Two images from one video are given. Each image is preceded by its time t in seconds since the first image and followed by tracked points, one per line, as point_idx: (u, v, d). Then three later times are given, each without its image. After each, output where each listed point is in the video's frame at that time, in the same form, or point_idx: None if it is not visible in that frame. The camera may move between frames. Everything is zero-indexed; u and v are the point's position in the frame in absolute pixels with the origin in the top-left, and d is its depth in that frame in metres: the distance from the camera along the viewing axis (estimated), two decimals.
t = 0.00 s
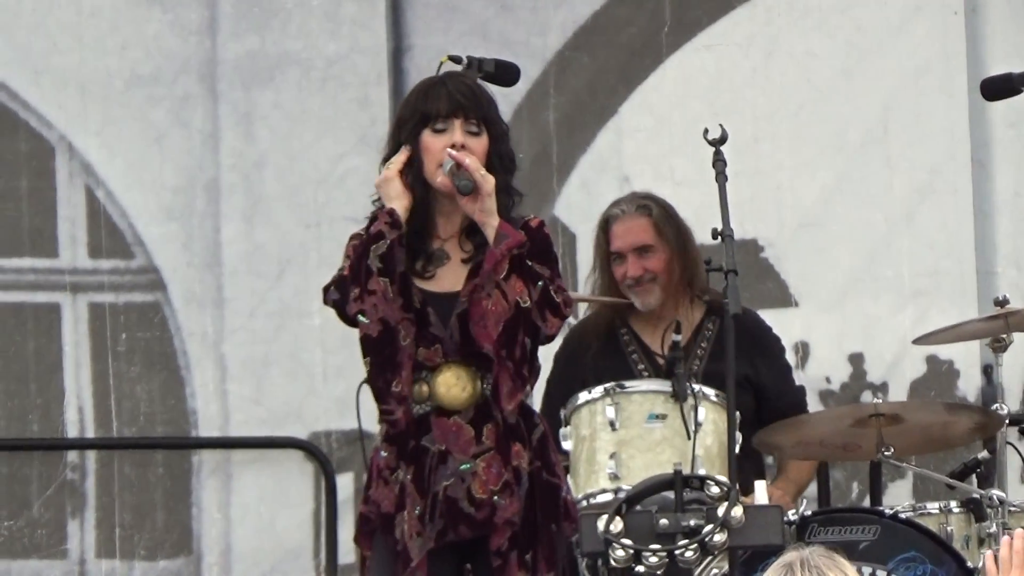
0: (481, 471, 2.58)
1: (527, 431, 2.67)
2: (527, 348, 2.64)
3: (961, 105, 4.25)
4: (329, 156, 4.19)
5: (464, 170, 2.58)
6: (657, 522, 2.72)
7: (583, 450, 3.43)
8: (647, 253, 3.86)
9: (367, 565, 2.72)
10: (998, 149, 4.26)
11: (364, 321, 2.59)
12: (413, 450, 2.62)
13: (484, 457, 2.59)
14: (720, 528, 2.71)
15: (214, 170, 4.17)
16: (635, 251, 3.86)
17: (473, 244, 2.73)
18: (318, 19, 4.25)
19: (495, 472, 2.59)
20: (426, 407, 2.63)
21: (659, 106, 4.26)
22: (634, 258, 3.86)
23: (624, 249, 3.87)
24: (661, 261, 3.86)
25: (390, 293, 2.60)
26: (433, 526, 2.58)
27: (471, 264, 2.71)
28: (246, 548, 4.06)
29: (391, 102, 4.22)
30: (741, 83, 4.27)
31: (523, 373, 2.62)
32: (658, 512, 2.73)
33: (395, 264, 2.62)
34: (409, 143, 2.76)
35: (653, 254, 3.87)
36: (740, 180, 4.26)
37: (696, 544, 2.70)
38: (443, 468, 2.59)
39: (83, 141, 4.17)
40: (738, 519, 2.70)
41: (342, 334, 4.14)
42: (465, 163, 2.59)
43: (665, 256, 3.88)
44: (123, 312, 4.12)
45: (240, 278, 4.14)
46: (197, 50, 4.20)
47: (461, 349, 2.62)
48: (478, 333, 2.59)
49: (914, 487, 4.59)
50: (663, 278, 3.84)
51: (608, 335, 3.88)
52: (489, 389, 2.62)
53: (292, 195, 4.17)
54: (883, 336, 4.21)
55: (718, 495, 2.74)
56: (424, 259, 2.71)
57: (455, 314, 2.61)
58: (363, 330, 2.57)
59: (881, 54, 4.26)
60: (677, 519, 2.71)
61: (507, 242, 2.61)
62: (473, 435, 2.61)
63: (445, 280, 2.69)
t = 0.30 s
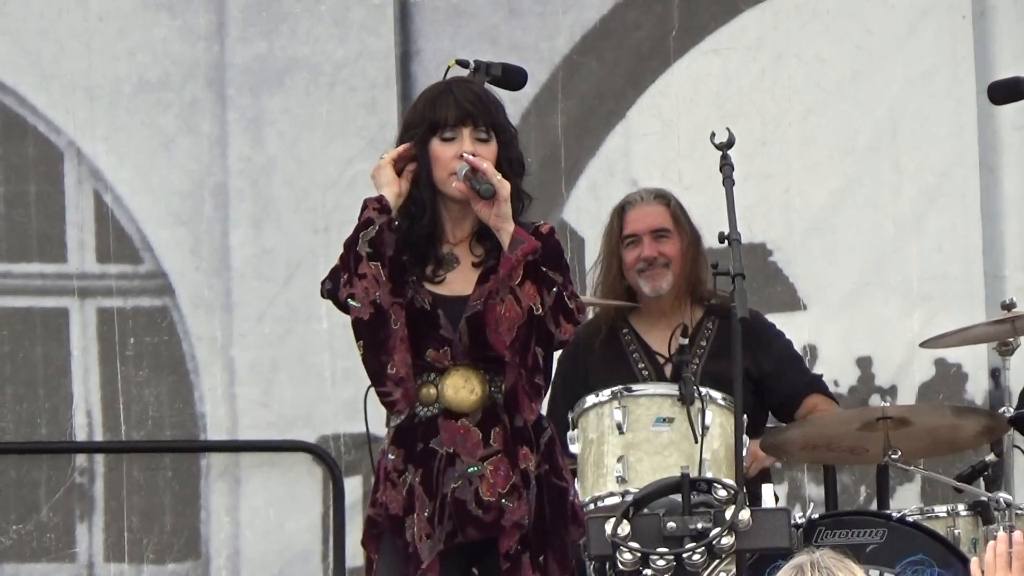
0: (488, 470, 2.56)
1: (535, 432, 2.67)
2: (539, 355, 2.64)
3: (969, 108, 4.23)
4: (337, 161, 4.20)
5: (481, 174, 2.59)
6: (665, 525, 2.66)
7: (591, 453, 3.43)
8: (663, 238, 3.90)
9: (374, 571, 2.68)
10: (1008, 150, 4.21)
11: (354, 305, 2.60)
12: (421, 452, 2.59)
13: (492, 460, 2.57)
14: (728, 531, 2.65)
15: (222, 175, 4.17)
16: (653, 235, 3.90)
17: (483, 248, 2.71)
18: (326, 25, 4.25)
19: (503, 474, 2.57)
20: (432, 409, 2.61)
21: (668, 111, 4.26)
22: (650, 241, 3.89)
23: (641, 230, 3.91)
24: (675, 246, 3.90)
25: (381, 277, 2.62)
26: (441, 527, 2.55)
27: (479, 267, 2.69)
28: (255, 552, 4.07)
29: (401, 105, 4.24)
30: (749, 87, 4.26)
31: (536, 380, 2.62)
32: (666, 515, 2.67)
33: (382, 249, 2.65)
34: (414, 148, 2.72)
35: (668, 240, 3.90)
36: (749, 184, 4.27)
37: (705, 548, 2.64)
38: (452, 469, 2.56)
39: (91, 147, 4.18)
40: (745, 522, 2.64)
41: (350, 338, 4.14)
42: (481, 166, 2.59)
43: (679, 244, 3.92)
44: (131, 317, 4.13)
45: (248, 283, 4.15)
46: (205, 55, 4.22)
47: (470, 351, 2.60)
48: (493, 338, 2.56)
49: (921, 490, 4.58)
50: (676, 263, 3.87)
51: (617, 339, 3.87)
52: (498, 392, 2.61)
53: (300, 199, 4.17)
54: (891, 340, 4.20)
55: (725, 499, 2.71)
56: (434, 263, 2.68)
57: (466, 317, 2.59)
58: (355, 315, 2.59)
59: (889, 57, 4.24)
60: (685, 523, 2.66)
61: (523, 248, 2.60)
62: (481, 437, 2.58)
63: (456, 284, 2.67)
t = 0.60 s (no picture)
0: (491, 476, 2.56)
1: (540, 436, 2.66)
2: (545, 357, 2.64)
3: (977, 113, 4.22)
4: (345, 165, 4.21)
5: (488, 176, 2.58)
6: (671, 529, 2.65)
7: (598, 457, 3.43)
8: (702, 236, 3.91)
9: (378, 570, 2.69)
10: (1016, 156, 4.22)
11: (366, 312, 2.58)
12: (423, 454, 2.59)
13: (494, 463, 2.57)
14: (735, 535, 2.64)
15: (229, 179, 4.18)
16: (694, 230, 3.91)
17: (489, 249, 2.72)
18: (334, 29, 4.26)
19: (504, 477, 2.57)
20: (436, 412, 2.61)
21: (676, 114, 4.26)
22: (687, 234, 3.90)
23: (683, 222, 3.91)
24: (711, 245, 3.89)
25: (393, 285, 2.60)
26: (443, 530, 2.56)
27: (484, 269, 2.70)
28: (263, 556, 4.07)
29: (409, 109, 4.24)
30: (757, 90, 4.26)
31: (543, 381, 2.61)
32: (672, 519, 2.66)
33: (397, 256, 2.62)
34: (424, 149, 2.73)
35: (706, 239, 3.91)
36: (757, 190, 4.25)
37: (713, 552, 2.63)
38: (453, 472, 2.57)
39: (99, 151, 4.19)
40: (753, 526, 2.64)
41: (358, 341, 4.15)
42: (487, 169, 2.58)
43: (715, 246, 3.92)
44: (139, 322, 4.14)
45: (256, 287, 4.16)
46: (213, 60, 4.24)
47: (473, 353, 2.60)
48: (499, 340, 2.57)
49: (930, 495, 4.55)
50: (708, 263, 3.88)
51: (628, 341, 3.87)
52: (502, 395, 2.61)
53: (308, 203, 4.18)
54: (899, 343, 4.18)
55: (732, 502, 2.70)
56: (440, 263, 2.69)
57: (470, 318, 2.60)
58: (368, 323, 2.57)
59: (897, 60, 4.25)
60: (692, 526, 2.64)
61: (529, 250, 2.59)
62: (483, 440, 2.59)
63: (460, 285, 2.68)
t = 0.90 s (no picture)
0: (501, 480, 2.56)
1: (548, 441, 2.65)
2: (551, 362, 2.62)
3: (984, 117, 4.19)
4: (351, 169, 4.20)
5: (490, 182, 2.57)
6: (678, 532, 2.65)
7: (606, 461, 3.42)
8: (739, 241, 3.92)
9: None
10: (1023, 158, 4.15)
11: (376, 318, 2.58)
12: (432, 461, 2.59)
13: (502, 469, 2.57)
14: (742, 538, 2.63)
15: (236, 183, 4.18)
16: (732, 234, 3.93)
17: (492, 255, 2.71)
18: (341, 32, 4.25)
19: (514, 483, 2.57)
20: (444, 418, 2.61)
21: (683, 118, 4.26)
22: (725, 238, 3.91)
23: (723, 224, 3.93)
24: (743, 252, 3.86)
25: (403, 291, 2.60)
26: (452, 537, 2.55)
27: (488, 274, 2.69)
28: (270, 560, 4.06)
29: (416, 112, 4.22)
30: (765, 93, 4.26)
31: (548, 387, 2.60)
32: (679, 522, 2.66)
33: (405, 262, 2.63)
34: (427, 155, 2.72)
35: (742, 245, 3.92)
36: (764, 194, 4.25)
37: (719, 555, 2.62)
38: (462, 479, 2.57)
39: (106, 155, 4.21)
40: (760, 529, 2.61)
41: (365, 345, 4.14)
42: (491, 174, 2.57)
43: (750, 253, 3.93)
44: (145, 326, 4.16)
45: (263, 291, 4.15)
46: (219, 64, 4.24)
47: (478, 359, 2.60)
48: (503, 346, 2.56)
49: (937, 498, 4.54)
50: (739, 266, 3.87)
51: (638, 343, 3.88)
52: (507, 400, 2.61)
53: (314, 207, 4.17)
54: (906, 347, 4.17)
55: (740, 506, 2.66)
56: (444, 269, 2.69)
57: (474, 323, 2.59)
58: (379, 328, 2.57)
59: (904, 63, 4.22)
60: (699, 529, 2.64)
61: (534, 255, 2.59)
62: (491, 446, 2.58)
63: (465, 291, 2.68)
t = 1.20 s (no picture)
0: (505, 484, 2.56)
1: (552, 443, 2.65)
2: (558, 367, 2.62)
3: (992, 120, 4.17)
4: (359, 174, 4.20)
5: (499, 185, 2.57)
6: (687, 536, 2.60)
7: (614, 465, 3.42)
8: (780, 260, 3.85)
9: None
10: None
11: (376, 325, 2.58)
12: (437, 464, 2.59)
13: (508, 473, 2.57)
14: (750, 542, 2.60)
15: (244, 188, 4.18)
16: (776, 254, 3.83)
17: (497, 260, 2.71)
18: (349, 38, 4.26)
19: (519, 486, 2.56)
20: (449, 422, 2.60)
21: (691, 123, 4.26)
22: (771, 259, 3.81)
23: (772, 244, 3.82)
24: (785, 275, 3.84)
25: (404, 299, 2.59)
26: (457, 540, 2.55)
27: (493, 278, 2.69)
28: (278, 564, 4.07)
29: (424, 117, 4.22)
30: (773, 98, 4.25)
31: (553, 392, 2.60)
32: (688, 526, 2.61)
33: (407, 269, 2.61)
34: (432, 159, 2.71)
35: (782, 265, 3.85)
36: (771, 197, 4.26)
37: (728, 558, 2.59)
38: (468, 482, 2.56)
39: (114, 160, 4.21)
40: (769, 533, 2.60)
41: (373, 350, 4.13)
42: (498, 176, 2.58)
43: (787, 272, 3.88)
44: (153, 331, 4.16)
45: (272, 296, 4.15)
46: (227, 69, 4.24)
47: (483, 363, 2.59)
48: (509, 349, 2.55)
49: (945, 501, 4.51)
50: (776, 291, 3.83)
51: (646, 344, 3.87)
52: (513, 404, 2.61)
53: (322, 212, 4.18)
54: (915, 351, 4.17)
55: (749, 510, 2.65)
56: (448, 273, 2.68)
57: (479, 327, 2.59)
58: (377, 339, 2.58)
59: (913, 67, 4.20)
60: (707, 532, 2.60)
61: (540, 258, 2.58)
62: (496, 449, 2.58)
63: (469, 295, 2.67)
